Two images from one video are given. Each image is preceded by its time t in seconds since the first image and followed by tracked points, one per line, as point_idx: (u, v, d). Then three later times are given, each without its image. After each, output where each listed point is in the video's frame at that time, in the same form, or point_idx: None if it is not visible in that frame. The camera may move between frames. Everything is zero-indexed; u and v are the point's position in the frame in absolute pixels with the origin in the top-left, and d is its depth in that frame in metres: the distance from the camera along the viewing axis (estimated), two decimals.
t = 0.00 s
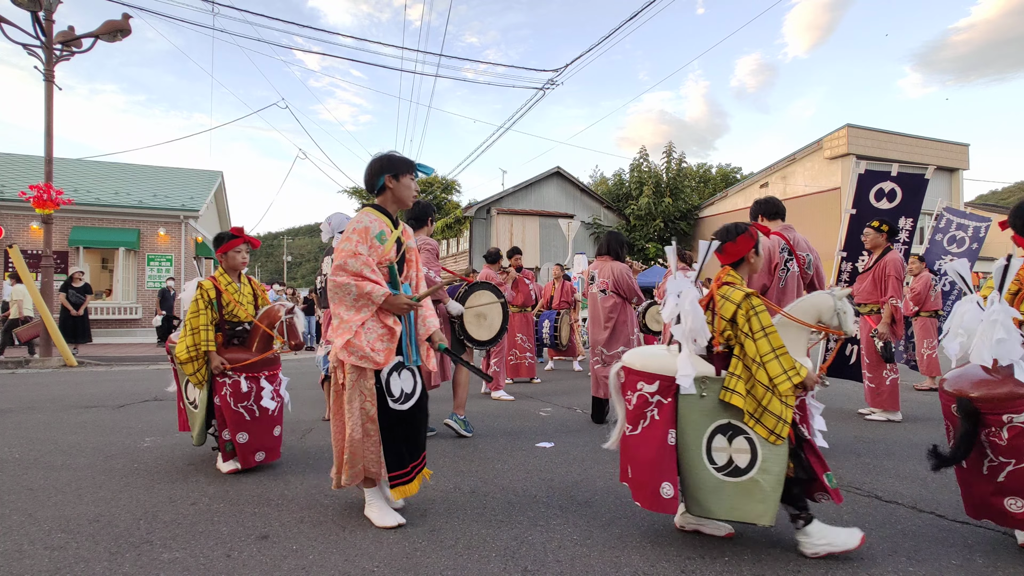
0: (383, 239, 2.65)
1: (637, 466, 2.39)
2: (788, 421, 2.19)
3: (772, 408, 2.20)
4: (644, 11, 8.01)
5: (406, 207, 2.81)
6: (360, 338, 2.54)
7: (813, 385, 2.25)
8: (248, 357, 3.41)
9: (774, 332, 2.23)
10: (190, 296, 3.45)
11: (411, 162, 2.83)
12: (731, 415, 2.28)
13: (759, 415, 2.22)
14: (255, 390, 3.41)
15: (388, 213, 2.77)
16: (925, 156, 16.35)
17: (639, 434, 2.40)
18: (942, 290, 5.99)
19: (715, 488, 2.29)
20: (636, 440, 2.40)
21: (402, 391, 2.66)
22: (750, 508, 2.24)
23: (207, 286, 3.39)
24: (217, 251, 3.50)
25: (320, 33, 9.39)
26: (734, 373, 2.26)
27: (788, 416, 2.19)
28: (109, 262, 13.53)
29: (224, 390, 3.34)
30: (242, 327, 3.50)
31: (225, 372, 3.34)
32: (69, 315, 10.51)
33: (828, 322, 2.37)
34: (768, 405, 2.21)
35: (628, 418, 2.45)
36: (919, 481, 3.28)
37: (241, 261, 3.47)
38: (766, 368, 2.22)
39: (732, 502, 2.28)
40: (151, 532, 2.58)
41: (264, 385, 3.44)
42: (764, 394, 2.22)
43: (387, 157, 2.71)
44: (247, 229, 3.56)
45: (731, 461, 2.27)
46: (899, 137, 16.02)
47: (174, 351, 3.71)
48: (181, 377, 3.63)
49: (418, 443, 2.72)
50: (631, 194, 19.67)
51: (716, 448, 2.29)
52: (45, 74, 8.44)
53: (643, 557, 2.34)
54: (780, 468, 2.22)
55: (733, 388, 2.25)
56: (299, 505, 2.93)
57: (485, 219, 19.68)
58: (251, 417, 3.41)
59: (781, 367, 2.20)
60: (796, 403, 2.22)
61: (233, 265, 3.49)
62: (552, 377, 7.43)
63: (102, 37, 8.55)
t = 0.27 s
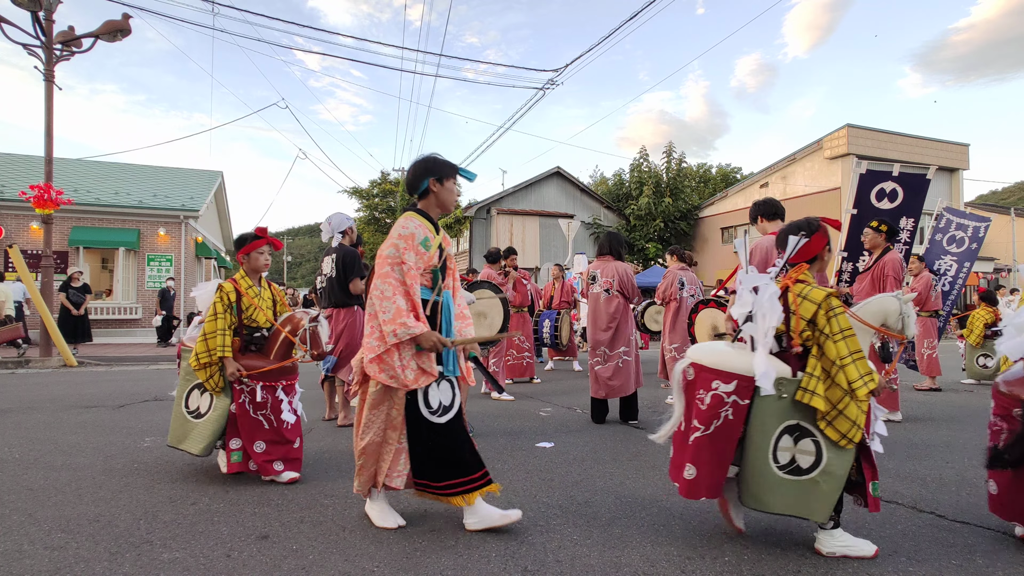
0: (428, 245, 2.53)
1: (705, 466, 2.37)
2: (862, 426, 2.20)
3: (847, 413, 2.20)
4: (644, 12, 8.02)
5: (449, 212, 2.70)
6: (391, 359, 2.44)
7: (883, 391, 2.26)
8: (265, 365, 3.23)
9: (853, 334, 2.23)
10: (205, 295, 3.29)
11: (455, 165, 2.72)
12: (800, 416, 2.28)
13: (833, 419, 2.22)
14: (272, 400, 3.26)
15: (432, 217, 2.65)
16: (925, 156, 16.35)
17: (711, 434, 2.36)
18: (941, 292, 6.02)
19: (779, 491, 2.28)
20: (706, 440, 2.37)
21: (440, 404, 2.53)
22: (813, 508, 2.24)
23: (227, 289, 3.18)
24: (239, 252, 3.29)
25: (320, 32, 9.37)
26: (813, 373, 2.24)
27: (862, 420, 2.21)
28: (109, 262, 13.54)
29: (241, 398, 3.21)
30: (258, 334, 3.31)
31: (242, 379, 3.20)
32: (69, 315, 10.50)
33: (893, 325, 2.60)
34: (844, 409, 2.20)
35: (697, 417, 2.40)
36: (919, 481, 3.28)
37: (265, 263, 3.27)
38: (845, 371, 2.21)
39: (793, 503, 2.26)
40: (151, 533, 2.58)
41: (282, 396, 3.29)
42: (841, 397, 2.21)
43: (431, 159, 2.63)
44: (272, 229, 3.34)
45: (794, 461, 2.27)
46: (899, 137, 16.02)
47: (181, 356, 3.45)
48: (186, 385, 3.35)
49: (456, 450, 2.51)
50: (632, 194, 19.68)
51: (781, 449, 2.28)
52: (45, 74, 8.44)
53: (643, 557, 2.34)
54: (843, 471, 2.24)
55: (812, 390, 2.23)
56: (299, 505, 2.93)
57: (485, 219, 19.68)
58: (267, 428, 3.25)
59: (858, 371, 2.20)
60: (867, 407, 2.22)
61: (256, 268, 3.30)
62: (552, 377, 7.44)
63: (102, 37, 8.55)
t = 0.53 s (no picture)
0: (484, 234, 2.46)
1: (785, 468, 2.28)
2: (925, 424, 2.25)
3: (913, 410, 2.24)
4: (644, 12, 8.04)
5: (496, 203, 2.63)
6: (455, 347, 2.33)
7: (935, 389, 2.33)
8: (285, 359, 3.11)
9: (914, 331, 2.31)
10: (224, 292, 3.12)
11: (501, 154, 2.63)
12: (872, 415, 2.26)
13: (900, 416, 2.25)
14: (290, 396, 3.12)
15: (480, 209, 2.56)
16: (925, 156, 16.35)
17: (792, 435, 2.27)
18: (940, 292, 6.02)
19: (860, 495, 2.21)
20: (785, 442, 2.28)
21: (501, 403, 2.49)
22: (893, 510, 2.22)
23: (244, 282, 3.10)
24: (261, 245, 3.22)
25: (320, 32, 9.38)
26: (880, 370, 2.26)
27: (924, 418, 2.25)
28: (109, 262, 13.54)
29: (257, 393, 3.07)
30: (276, 328, 3.18)
31: (260, 373, 3.07)
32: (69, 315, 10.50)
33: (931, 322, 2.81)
34: (911, 405, 2.25)
35: (775, 418, 2.31)
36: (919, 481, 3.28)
37: (287, 257, 3.20)
38: (912, 366, 2.26)
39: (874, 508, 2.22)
40: (151, 533, 2.58)
41: (301, 392, 3.15)
42: (908, 393, 2.25)
43: (477, 149, 2.54)
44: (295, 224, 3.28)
45: (872, 463, 2.24)
46: (899, 137, 16.03)
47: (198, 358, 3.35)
48: (201, 386, 3.24)
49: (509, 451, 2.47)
50: (632, 194, 19.68)
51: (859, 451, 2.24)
52: (45, 74, 8.44)
53: (644, 557, 2.34)
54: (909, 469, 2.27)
55: (882, 387, 2.23)
56: (298, 505, 2.93)
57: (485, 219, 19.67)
58: (283, 425, 3.11)
59: (925, 366, 2.25)
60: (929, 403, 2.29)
61: (276, 261, 3.22)
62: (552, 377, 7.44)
63: (102, 38, 8.55)
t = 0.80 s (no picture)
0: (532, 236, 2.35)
1: (862, 471, 2.24)
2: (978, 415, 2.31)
3: (968, 402, 2.30)
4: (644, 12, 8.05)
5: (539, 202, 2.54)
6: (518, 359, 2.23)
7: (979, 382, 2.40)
8: (304, 373, 2.85)
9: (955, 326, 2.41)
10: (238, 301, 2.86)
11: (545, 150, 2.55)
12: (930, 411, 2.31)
13: (956, 409, 2.32)
14: (311, 411, 2.89)
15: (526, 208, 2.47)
16: (925, 156, 16.35)
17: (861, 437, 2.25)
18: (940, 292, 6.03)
19: (952, 487, 2.20)
20: (857, 444, 2.26)
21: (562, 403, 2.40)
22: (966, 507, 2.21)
23: (260, 288, 2.84)
24: (274, 247, 2.96)
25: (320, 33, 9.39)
26: (934, 365, 2.32)
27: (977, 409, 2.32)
28: (109, 262, 13.54)
29: (277, 408, 2.80)
30: (295, 338, 2.96)
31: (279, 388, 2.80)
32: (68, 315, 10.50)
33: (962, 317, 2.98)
34: (965, 397, 2.31)
35: (840, 420, 2.30)
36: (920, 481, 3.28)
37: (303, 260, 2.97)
38: (960, 359, 2.34)
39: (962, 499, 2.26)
40: (151, 533, 2.58)
41: (322, 407, 2.91)
42: (961, 386, 2.33)
43: (522, 147, 2.45)
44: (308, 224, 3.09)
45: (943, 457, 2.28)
46: (899, 137, 16.03)
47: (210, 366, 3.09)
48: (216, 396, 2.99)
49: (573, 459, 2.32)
50: (632, 194, 19.68)
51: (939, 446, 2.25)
52: (45, 74, 8.44)
53: (644, 557, 2.34)
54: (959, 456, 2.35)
55: (937, 381, 2.29)
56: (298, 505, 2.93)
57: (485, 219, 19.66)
58: (305, 441, 2.87)
59: (971, 358, 2.34)
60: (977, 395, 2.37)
61: (292, 264, 2.97)
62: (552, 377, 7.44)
63: (102, 37, 8.54)
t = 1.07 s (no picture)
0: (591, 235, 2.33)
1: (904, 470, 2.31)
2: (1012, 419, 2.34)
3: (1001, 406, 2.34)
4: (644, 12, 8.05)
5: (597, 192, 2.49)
6: (579, 359, 2.21)
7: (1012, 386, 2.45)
8: (332, 373, 2.74)
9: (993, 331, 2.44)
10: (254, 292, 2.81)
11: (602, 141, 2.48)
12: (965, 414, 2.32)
13: (989, 412, 2.34)
14: (336, 413, 2.77)
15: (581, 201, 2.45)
16: (925, 156, 16.35)
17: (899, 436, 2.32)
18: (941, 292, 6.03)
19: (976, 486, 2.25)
20: (897, 444, 2.32)
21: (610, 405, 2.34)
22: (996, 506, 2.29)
23: (280, 281, 2.70)
24: (292, 238, 2.79)
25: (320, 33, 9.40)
26: (969, 369, 2.37)
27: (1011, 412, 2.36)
28: (109, 262, 13.53)
29: (299, 411, 2.69)
30: (316, 334, 2.84)
31: (303, 389, 2.69)
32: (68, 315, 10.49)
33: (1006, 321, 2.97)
34: (998, 401, 2.35)
35: (879, 421, 2.38)
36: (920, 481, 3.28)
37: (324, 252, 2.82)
38: (995, 364, 2.39)
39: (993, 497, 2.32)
40: (152, 532, 2.58)
41: (347, 407, 2.81)
42: (995, 389, 2.37)
43: (578, 138, 2.39)
44: (327, 214, 2.92)
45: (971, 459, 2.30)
46: (899, 137, 16.04)
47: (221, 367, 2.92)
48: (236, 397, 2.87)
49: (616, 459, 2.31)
50: (632, 194, 19.68)
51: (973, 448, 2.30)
52: (45, 74, 8.44)
53: (644, 557, 2.34)
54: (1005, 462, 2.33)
55: (972, 385, 2.33)
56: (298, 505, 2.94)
57: (485, 219, 19.65)
58: (330, 448, 2.75)
59: (1005, 363, 2.40)
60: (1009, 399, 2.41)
61: (311, 257, 2.82)
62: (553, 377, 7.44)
63: (102, 37, 8.54)
